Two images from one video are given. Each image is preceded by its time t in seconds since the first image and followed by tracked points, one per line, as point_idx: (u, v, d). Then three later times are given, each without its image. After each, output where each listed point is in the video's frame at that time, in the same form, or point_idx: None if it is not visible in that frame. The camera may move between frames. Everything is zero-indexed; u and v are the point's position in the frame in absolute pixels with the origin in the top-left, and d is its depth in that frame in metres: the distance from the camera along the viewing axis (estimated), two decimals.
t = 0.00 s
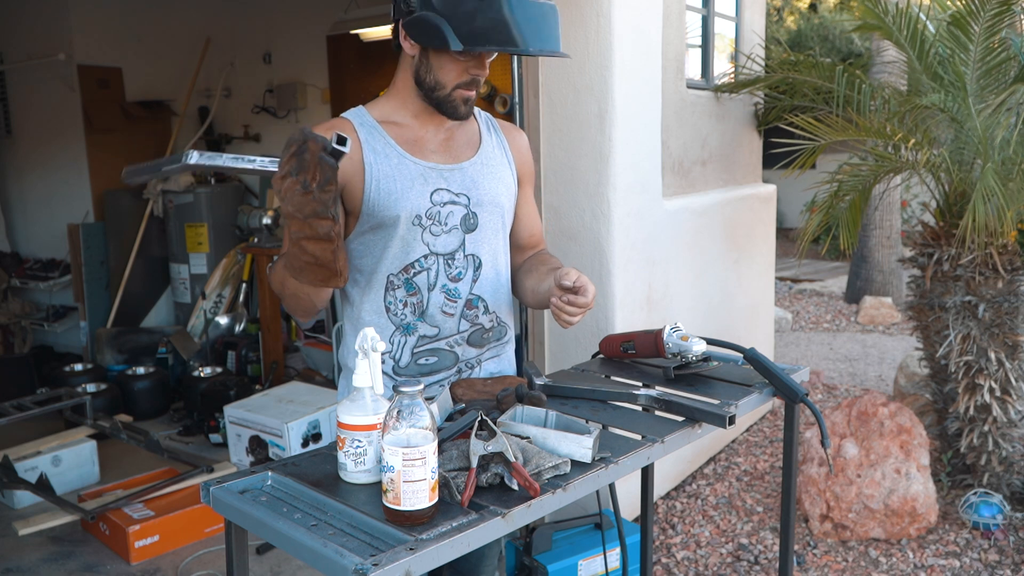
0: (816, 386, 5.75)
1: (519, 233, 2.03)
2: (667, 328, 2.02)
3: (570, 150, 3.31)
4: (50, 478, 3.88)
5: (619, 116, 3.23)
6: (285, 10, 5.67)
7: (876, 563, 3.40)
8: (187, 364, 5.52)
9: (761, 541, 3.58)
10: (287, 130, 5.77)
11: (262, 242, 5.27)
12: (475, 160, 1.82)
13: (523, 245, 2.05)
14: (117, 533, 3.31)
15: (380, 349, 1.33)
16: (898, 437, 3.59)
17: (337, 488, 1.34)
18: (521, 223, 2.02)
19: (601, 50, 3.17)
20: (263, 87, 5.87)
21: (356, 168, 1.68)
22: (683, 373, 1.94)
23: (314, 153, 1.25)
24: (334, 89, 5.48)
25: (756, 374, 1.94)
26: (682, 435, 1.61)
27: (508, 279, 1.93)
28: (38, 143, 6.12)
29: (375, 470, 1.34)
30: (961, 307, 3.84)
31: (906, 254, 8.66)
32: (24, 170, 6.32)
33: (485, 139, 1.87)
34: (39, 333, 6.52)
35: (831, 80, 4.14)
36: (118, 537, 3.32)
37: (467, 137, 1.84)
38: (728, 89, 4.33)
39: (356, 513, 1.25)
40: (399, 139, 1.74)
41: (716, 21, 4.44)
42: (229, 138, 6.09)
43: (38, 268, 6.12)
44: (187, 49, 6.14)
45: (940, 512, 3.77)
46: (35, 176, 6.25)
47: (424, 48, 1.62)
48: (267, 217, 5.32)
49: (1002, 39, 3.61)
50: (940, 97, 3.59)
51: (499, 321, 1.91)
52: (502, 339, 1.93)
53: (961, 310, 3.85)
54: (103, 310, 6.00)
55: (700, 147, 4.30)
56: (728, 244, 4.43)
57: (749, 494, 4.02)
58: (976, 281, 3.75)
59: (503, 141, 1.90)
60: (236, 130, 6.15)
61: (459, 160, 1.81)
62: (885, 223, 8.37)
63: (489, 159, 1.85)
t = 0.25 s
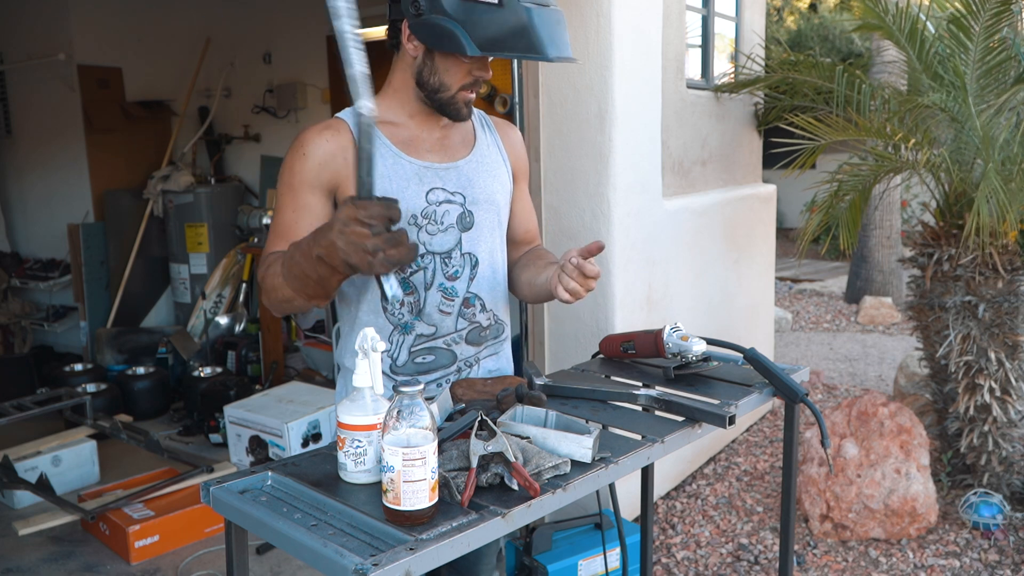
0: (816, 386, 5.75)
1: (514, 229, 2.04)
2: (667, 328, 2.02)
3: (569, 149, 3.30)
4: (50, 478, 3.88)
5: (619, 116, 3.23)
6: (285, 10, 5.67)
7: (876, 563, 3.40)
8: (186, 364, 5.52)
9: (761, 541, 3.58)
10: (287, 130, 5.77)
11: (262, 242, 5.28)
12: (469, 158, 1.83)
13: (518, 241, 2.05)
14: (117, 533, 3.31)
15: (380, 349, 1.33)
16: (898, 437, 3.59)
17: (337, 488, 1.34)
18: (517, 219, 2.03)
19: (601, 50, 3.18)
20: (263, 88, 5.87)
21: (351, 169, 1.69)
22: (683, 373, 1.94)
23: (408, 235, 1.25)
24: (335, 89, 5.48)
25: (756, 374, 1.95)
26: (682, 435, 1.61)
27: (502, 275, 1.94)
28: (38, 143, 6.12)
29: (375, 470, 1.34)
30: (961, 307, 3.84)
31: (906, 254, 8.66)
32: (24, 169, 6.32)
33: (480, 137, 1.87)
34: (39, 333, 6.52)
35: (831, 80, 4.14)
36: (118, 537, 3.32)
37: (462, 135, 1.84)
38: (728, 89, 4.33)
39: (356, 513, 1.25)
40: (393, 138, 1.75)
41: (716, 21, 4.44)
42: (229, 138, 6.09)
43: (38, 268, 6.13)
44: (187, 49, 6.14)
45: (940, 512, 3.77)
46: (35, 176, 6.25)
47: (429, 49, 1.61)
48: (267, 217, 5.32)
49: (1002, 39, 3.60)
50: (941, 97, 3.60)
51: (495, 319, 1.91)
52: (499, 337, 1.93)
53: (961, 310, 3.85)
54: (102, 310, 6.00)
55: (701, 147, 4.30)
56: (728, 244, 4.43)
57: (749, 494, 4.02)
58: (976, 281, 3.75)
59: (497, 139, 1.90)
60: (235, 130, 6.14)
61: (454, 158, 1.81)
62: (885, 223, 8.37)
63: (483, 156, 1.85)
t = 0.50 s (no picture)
0: (816, 386, 5.75)
1: (511, 229, 2.03)
2: (667, 328, 2.02)
3: (569, 149, 3.30)
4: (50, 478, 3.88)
5: (619, 116, 3.23)
6: (285, 10, 5.67)
7: (876, 563, 3.40)
8: (186, 364, 5.52)
9: (761, 541, 3.58)
10: (287, 130, 5.77)
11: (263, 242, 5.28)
12: (470, 156, 1.82)
13: (513, 240, 2.05)
14: (117, 533, 3.31)
15: (380, 349, 1.33)
16: (898, 437, 3.59)
17: (337, 488, 1.34)
18: (513, 219, 2.03)
19: (601, 50, 3.18)
20: (263, 88, 5.87)
21: (353, 168, 1.69)
22: (683, 373, 1.94)
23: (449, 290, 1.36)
24: (335, 89, 5.48)
25: (756, 374, 1.94)
26: (682, 435, 1.61)
27: (504, 275, 1.95)
28: (38, 143, 6.12)
29: (375, 470, 1.34)
30: (961, 307, 3.84)
31: (906, 254, 8.66)
32: (24, 169, 6.32)
33: (479, 136, 1.86)
34: (39, 333, 6.52)
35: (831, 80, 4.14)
36: (118, 537, 3.32)
37: (463, 134, 1.83)
38: (728, 89, 4.33)
39: (356, 513, 1.25)
40: (394, 136, 1.74)
41: (716, 21, 4.44)
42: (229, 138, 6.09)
43: (38, 268, 6.13)
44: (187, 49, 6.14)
45: (940, 512, 3.77)
46: (35, 176, 6.25)
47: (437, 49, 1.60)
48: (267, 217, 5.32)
49: (1001, 39, 3.61)
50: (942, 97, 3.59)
51: (494, 317, 1.91)
52: (498, 335, 1.93)
53: (961, 310, 3.85)
54: (102, 310, 6.00)
55: (701, 147, 4.30)
56: (728, 244, 4.43)
57: (749, 494, 4.02)
58: (976, 281, 3.75)
59: (495, 138, 1.90)
60: (235, 130, 6.14)
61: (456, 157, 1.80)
62: (885, 223, 8.37)
63: (483, 154, 1.84)
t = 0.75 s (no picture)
0: (816, 386, 5.75)
1: (508, 229, 2.04)
2: (667, 328, 2.02)
3: (570, 150, 3.30)
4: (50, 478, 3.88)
5: (619, 116, 3.23)
6: (285, 10, 5.67)
7: (876, 563, 3.40)
8: (186, 364, 5.52)
9: (761, 541, 3.58)
10: (287, 130, 5.77)
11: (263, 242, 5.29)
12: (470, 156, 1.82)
13: (512, 240, 2.06)
14: (117, 533, 3.31)
15: (380, 349, 1.33)
16: (898, 437, 3.59)
17: (337, 488, 1.34)
18: (511, 220, 2.03)
19: (601, 50, 3.17)
20: (263, 88, 5.87)
21: (354, 166, 1.69)
22: (683, 373, 1.94)
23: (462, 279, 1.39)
24: (335, 89, 5.48)
25: (756, 374, 1.94)
26: (682, 435, 1.61)
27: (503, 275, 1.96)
28: (37, 143, 6.12)
29: (375, 470, 1.34)
30: (961, 307, 3.84)
31: (906, 255, 8.65)
32: (24, 169, 6.32)
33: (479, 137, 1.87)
34: (39, 333, 6.52)
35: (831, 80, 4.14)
36: (118, 537, 3.32)
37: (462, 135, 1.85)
38: (728, 89, 4.33)
39: (356, 513, 1.25)
40: (394, 135, 1.74)
41: (716, 21, 4.44)
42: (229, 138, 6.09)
43: (38, 268, 6.13)
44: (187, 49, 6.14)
45: (940, 512, 3.77)
46: (35, 176, 6.25)
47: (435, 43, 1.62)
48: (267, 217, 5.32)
49: (1001, 39, 3.61)
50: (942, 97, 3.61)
51: (494, 317, 1.91)
52: (497, 335, 1.93)
53: (961, 310, 3.85)
54: (102, 310, 6.00)
55: (701, 147, 4.30)
56: (728, 244, 4.43)
57: (749, 494, 4.02)
58: (976, 281, 3.75)
59: (494, 138, 1.90)
60: (236, 130, 6.14)
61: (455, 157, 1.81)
62: (885, 223, 8.37)
63: (483, 154, 1.85)
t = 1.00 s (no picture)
0: (816, 386, 5.75)
1: (508, 230, 2.03)
2: (667, 328, 2.02)
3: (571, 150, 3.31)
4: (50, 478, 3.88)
5: (619, 116, 3.23)
6: (285, 10, 5.67)
7: (876, 563, 3.40)
8: (186, 364, 5.52)
9: (761, 541, 3.58)
10: (287, 130, 5.77)
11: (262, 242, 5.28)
12: (473, 157, 1.83)
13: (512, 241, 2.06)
14: (117, 533, 3.31)
15: (380, 349, 1.33)
16: (898, 437, 3.58)
17: (337, 488, 1.34)
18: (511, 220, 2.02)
19: (601, 49, 3.17)
20: (263, 87, 5.87)
21: (357, 163, 1.68)
22: (683, 373, 1.94)
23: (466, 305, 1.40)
24: (335, 89, 5.48)
25: (756, 374, 1.94)
26: (682, 435, 1.61)
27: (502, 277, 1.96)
28: (37, 143, 6.12)
29: (375, 470, 1.34)
30: (961, 307, 3.84)
31: (906, 254, 8.65)
32: (24, 169, 6.32)
33: (481, 138, 1.88)
34: (39, 333, 6.52)
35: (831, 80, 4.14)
36: (118, 537, 3.32)
37: (464, 136, 1.85)
38: (728, 89, 4.32)
39: (356, 513, 1.25)
40: (398, 134, 1.74)
41: (716, 21, 4.43)
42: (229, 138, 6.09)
43: (38, 268, 6.13)
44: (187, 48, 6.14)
45: (940, 512, 3.77)
46: (35, 176, 6.25)
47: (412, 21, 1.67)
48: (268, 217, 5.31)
49: (1003, 39, 3.61)
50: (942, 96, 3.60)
51: (495, 319, 1.91)
52: (498, 336, 1.93)
53: (961, 310, 3.85)
54: (102, 310, 6.00)
55: (701, 147, 4.30)
56: (728, 244, 4.43)
57: (749, 494, 4.02)
58: (976, 281, 3.75)
59: (498, 141, 1.91)
60: (236, 129, 6.14)
61: (458, 157, 1.81)
62: (885, 223, 8.36)
63: (486, 156, 1.85)
